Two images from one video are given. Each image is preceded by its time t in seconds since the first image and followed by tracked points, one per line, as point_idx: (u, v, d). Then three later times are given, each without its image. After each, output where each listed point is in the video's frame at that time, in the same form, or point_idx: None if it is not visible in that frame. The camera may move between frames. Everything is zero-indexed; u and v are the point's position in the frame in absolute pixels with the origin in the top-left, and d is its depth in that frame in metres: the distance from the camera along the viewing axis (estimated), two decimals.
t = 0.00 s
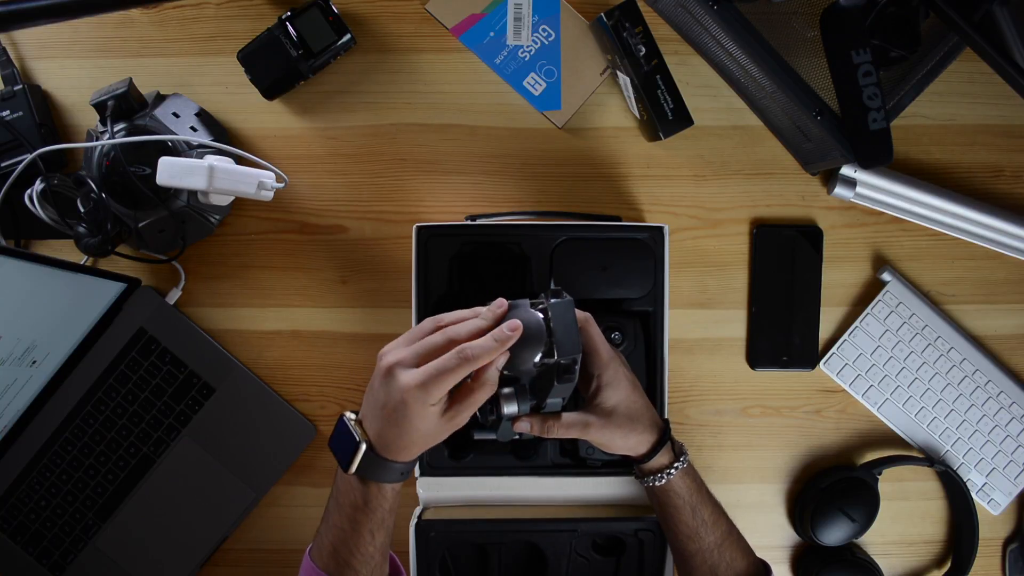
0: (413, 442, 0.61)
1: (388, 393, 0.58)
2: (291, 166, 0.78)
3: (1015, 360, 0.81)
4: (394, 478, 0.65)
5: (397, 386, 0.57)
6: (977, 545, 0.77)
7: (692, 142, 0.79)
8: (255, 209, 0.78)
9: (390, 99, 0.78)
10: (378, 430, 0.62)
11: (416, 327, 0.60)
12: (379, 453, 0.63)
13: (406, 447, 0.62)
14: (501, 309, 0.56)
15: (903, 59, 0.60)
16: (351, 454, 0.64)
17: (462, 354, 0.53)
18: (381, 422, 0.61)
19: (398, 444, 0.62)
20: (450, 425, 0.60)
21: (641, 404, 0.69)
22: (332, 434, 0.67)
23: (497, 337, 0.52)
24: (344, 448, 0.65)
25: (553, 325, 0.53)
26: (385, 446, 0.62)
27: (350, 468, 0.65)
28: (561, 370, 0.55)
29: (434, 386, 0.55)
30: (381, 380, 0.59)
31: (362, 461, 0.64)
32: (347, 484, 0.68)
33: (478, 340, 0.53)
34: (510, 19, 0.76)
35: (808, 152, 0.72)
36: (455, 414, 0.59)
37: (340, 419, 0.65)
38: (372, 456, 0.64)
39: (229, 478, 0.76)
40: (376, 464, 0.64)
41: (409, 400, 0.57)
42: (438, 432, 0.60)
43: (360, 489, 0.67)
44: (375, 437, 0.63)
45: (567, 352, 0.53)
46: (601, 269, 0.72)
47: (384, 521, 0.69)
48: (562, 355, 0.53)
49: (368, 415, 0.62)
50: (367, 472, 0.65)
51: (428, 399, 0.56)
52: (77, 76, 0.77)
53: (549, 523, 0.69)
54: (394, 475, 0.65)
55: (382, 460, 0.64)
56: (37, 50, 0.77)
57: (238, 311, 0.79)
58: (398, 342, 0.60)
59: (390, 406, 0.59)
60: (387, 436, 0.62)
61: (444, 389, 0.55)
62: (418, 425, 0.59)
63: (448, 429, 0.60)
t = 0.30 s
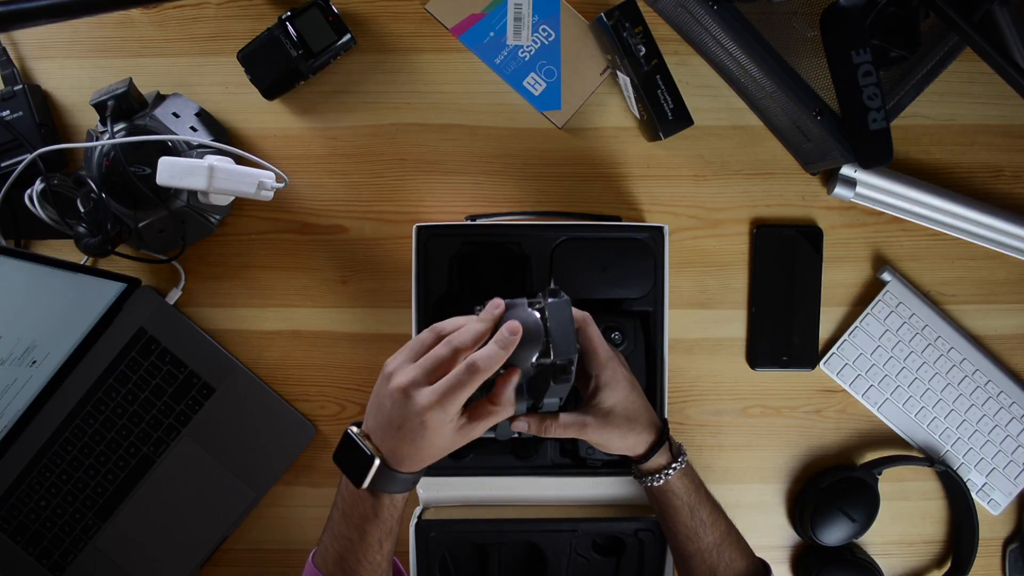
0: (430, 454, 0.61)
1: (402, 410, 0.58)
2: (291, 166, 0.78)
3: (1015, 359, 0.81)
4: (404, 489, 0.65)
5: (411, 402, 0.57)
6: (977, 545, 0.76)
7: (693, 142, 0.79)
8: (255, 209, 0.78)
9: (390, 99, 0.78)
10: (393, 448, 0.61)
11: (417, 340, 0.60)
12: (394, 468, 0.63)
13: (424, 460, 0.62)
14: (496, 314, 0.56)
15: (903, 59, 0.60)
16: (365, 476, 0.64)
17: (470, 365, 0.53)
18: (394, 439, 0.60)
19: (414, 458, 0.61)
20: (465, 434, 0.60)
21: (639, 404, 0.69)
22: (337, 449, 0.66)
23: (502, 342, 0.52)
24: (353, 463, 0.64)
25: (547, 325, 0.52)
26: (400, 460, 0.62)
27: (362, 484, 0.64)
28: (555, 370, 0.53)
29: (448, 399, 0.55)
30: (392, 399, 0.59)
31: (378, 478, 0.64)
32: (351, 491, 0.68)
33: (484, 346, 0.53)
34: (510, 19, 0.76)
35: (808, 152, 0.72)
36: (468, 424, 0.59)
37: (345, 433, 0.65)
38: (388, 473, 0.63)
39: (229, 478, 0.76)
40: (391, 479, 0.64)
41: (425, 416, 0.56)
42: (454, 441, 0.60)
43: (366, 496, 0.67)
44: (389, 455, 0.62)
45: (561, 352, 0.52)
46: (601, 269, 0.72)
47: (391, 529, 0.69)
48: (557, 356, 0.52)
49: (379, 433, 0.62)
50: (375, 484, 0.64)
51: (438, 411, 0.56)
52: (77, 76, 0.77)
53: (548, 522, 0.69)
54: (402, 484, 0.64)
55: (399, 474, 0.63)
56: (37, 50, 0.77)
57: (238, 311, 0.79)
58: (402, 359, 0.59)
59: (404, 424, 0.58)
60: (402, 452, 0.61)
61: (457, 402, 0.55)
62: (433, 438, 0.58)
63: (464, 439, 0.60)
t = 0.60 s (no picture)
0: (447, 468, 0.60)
1: (418, 427, 0.58)
2: (291, 166, 0.78)
3: (1015, 359, 0.81)
4: (406, 502, 0.65)
5: (429, 418, 0.57)
6: (977, 545, 0.76)
7: (693, 142, 0.79)
8: (255, 209, 0.78)
9: (390, 100, 0.78)
10: (407, 466, 0.60)
11: (424, 353, 0.59)
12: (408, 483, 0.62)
13: (441, 474, 0.61)
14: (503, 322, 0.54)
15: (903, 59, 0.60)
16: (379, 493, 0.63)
17: (487, 383, 0.52)
18: (408, 457, 0.60)
19: (430, 473, 0.61)
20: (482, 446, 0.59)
21: (640, 408, 0.69)
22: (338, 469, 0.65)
23: (514, 355, 0.50)
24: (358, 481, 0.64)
25: (547, 325, 0.51)
26: (415, 476, 0.61)
27: (368, 501, 0.64)
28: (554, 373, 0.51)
29: (465, 417, 0.54)
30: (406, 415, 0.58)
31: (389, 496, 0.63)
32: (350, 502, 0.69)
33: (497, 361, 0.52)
34: (510, 19, 0.76)
35: (808, 152, 0.72)
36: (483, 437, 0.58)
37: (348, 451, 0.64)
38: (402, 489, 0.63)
39: (229, 478, 0.76)
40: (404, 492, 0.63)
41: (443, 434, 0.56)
42: (471, 454, 0.60)
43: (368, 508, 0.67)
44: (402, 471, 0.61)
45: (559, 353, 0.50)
46: (601, 269, 0.72)
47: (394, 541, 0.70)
48: (555, 356, 0.50)
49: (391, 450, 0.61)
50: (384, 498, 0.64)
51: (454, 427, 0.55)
52: (77, 76, 0.77)
53: (548, 522, 0.69)
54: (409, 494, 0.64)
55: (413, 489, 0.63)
56: (37, 50, 0.77)
57: (238, 311, 0.79)
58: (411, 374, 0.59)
59: (421, 441, 0.58)
60: (416, 469, 0.61)
61: (475, 419, 0.55)
62: (450, 454, 0.58)
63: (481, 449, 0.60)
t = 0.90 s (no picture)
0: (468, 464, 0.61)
1: (444, 426, 0.58)
2: (291, 166, 0.78)
3: (1015, 359, 0.81)
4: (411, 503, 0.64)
5: (456, 414, 0.58)
6: (977, 545, 0.77)
7: (693, 142, 0.79)
8: (255, 209, 0.78)
9: (390, 100, 0.78)
10: (427, 465, 0.60)
11: (441, 349, 0.59)
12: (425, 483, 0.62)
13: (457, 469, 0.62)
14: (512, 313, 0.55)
15: (903, 59, 0.60)
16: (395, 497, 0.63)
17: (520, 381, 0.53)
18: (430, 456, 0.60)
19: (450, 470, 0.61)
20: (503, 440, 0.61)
21: (647, 401, 0.69)
22: (347, 480, 0.63)
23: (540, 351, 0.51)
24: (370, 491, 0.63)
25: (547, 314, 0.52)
26: (430, 475, 0.61)
27: (386, 508, 0.63)
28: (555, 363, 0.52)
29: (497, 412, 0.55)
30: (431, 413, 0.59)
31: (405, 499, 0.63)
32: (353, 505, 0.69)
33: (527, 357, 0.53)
34: (510, 18, 0.76)
35: (808, 152, 0.72)
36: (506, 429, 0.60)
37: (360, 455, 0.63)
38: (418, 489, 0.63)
39: (229, 478, 0.76)
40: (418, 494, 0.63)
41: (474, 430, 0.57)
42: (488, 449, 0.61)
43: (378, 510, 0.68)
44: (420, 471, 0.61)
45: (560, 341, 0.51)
46: (601, 269, 0.72)
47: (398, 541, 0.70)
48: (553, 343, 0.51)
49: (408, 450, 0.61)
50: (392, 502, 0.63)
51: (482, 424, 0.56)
52: (77, 76, 0.77)
53: (549, 522, 0.69)
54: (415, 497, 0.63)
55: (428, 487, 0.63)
56: (37, 50, 0.77)
57: (238, 311, 0.79)
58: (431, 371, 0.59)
59: (447, 440, 0.58)
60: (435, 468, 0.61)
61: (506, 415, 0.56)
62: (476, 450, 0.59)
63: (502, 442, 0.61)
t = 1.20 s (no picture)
0: (446, 444, 0.58)
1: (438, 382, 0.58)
2: (291, 166, 0.78)
3: (1015, 359, 0.81)
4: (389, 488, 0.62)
5: (453, 375, 0.58)
6: (977, 545, 0.76)
7: (693, 142, 0.79)
8: (255, 209, 0.78)
9: (390, 100, 0.78)
10: (412, 433, 0.59)
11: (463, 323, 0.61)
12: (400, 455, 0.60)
13: (437, 453, 0.59)
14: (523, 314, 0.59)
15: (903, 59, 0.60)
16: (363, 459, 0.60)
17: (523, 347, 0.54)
18: (417, 416, 0.59)
19: (429, 445, 0.59)
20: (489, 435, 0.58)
21: (655, 393, 0.69)
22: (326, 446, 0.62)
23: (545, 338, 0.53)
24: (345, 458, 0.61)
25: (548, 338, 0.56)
26: (410, 449, 0.59)
27: (360, 484, 0.61)
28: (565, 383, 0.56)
29: (492, 379, 0.55)
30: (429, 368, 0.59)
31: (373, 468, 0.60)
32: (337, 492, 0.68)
33: (537, 336, 0.55)
34: (510, 18, 0.76)
35: (808, 152, 0.72)
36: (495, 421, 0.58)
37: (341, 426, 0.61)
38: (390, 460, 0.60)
39: (229, 478, 0.76)
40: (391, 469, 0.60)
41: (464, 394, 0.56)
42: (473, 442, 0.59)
43: (359, 499, 0.66)
44: (400, 436, 0.59)
45: (567, 363, 0.55)
46: (601, 269, 0.72)
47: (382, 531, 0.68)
48: (562, 366, 0.55)
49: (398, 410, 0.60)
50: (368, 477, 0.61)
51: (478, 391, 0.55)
52: (77, 76, 0.77)
53: (548, 522, 0.68)
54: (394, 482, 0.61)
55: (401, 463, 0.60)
56: (37, 50, 0.77)
57: (238, 311, 0.79)
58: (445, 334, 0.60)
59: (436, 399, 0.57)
60: (417, 436, 0.59)
61: (500, 386, 0.55)
62: (460, 423, 0.57)
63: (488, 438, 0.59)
